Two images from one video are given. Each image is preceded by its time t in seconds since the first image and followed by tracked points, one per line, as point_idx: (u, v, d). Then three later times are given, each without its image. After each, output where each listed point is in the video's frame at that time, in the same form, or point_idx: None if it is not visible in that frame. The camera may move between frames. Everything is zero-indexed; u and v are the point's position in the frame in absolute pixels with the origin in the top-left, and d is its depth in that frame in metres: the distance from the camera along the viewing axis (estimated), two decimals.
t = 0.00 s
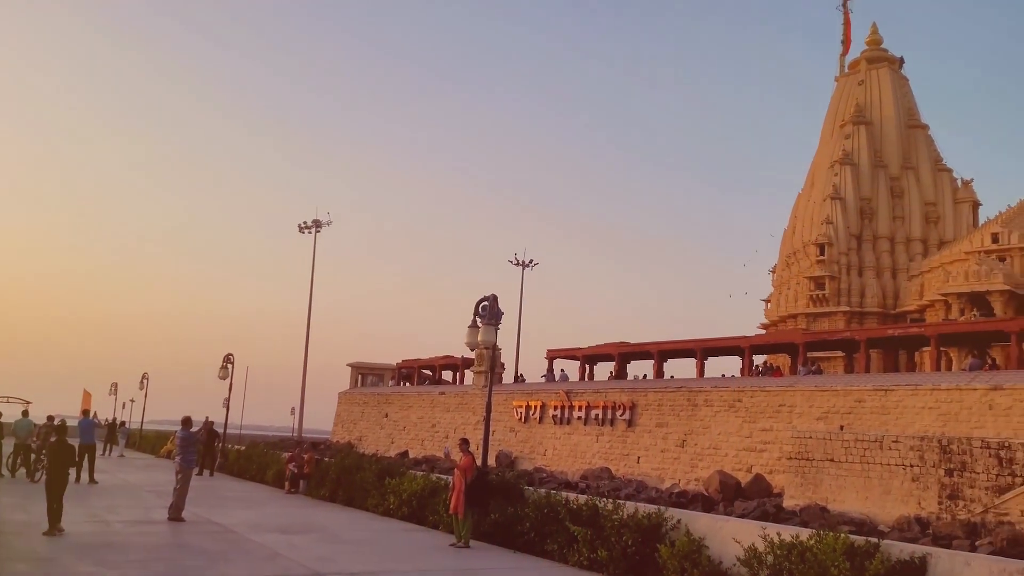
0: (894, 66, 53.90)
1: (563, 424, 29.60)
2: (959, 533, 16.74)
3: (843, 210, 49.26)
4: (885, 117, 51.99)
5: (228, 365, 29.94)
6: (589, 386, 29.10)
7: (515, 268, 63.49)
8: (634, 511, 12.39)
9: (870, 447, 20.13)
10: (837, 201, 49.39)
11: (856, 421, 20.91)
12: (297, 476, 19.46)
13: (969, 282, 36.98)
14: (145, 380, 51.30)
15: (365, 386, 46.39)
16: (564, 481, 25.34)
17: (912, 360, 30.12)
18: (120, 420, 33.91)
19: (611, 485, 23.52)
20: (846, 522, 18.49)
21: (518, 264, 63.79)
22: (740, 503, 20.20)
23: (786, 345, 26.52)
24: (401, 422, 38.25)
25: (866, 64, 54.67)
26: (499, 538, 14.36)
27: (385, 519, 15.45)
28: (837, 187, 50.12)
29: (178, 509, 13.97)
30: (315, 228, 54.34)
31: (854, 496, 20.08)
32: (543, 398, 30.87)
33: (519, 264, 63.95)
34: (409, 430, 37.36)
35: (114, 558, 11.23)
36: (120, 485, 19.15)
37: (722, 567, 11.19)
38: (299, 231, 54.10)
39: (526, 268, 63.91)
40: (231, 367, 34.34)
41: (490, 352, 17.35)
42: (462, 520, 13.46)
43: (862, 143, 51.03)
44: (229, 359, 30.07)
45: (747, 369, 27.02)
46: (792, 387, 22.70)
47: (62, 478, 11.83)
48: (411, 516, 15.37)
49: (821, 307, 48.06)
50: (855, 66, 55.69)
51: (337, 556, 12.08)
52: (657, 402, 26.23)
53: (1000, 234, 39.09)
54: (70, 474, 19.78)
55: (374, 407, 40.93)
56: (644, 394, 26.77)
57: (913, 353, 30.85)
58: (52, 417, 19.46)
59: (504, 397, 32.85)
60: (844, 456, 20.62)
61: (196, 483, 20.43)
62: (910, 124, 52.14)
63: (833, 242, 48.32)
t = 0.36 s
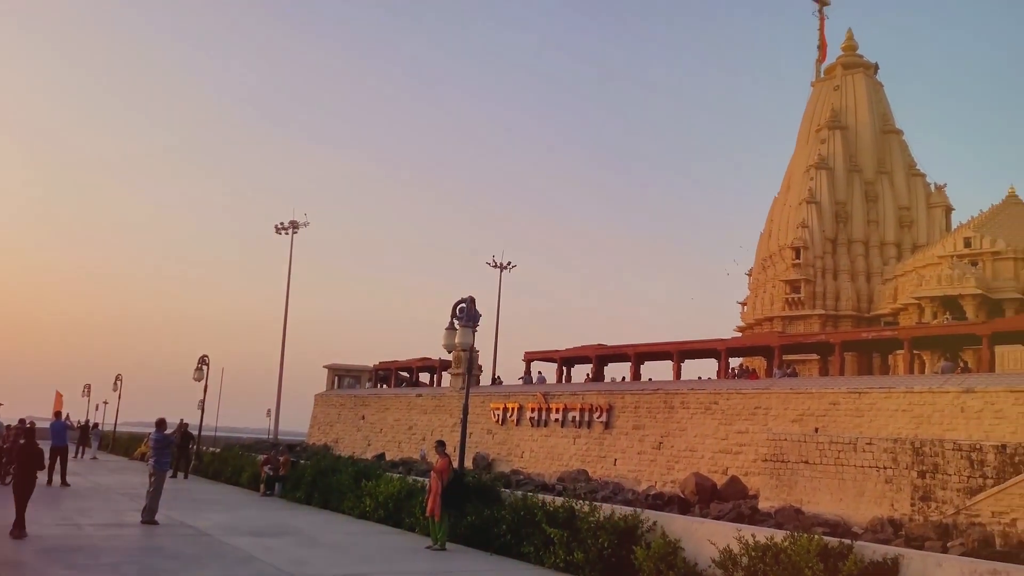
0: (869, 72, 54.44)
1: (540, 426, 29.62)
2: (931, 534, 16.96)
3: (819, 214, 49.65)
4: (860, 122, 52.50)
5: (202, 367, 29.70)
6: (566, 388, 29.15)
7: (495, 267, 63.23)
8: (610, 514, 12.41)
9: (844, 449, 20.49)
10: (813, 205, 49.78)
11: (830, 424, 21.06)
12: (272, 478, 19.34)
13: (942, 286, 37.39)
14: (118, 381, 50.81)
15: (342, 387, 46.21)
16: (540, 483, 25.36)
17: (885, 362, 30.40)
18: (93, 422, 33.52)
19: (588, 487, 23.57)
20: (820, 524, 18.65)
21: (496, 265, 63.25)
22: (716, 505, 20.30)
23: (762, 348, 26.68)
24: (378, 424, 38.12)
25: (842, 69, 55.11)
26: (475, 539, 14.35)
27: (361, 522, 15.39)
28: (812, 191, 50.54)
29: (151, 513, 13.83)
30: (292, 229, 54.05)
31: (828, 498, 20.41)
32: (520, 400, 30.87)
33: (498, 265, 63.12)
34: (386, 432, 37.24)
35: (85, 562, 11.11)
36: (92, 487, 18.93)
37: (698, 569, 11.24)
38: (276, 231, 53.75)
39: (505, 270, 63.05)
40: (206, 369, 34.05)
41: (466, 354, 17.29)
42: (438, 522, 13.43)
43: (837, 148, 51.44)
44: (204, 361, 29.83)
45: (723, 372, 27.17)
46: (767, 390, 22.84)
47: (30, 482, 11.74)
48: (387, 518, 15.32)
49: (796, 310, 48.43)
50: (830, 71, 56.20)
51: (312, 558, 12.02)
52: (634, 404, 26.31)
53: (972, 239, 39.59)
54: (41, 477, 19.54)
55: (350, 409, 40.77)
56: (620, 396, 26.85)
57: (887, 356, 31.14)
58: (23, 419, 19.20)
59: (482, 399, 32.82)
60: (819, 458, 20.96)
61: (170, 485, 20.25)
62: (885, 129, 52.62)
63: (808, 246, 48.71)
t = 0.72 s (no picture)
0: (846, 77, 54.90)
1: (519, 428, 29.62)
2: (906, 535, 17.09)
3: (797, 217, 49.99)
4: (837, 127, 52.91)
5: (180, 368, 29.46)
6: (545, 391, 29.19)
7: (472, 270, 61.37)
8: (588, 516, 12.43)
9: (821, 451, 20.57)
10: (791, 209, 50.12)
11: (807, 426, 21.18)
12: (250, 481, 19.21)
13: (917, 289, 37.73)
14: (93, 381, 50.32)
15: (321, 389, 46.00)
16: (519, 485, 25.35)
17: (861, 365, 30.65)
18: (67, 424, 33.22)
19: (566, 489, 23.61)
20: (796, 525, 18.77)
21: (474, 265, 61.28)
22: (693, 507, 20.38)
23: (740, 351, 26.83)
24: (356, 426, 37.98)
25: (820, 74, 55.55)
26: (453, 542, 14.33)
27: (339, 525, 15.33)
28: (790, 195, 50.88)
29: (126, 516, 13.69)
30: (271, 230, 53.72)
31: (805, 500, 20.49)
32: (499, 403, 30.86)
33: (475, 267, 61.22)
34: (365, 434, 37.10)
35: (59, 565, 11.00)
36: (66, 490, 18.73)
37: (675, 571, 11.28)
38: (254, 232, 53.49)
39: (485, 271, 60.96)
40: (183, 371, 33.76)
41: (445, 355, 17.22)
42: (416, 525, 13.38)
43: (815, 153, 51.83)
44: (181, 363, 29.59)
45: (701, 374, 27.28)
46: (745, 392, 22.96)
47: None
48: (365, 520, 15.26)
49: (774, 313, 48.72)
50: (808, 76, 56.62)
51: (289, 561, 11.97)
52: (612, 407, 26.37)
53: (947, 243, 40.02)
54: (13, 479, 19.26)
55: (329, 411, 40.58)
56: (599, 399, 26.91)
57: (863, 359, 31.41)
58: None
59: (461, 401, 32.79)
60: (795, 461, 21.05)
61: (146, 488, 20.08)
62: (862, 134, 53.07)
63: (786, 249, 49.03)
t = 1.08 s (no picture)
0: (820, 83, 55.42)
1: (495, 431, 29.61)
2: (877, 537, 17.25)
3: (771, 221, 50.38)
4: (811, 132, 53.40)
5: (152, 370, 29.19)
6: (521, 393, 29.20)
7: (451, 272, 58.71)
8: (563, 518, 12.44)
9: (794, 454, 20.72)
10: (765, 213, 50.49)
11: (780, 429, 21.34)
12: (223, 484, 19.06)
13: (890, 294, 38.10)
14: (63, 383, 49.71)
15: (295, 392, 45.80)
16: (494, 487, 25.34)
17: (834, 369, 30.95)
18: (37, 427, 32.81)
19: (541, 491, 23.62)
20: (769, 527, 18.89)
21: (456, 270, 58.99)
22: (668, 509, 20.46)
23: (715, 353, 26.98)
24: (331, 429, 37.81)
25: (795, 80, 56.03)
26: (427, 545, 14.30)
27: (313, 528, 15.24)
28: (765, 199, 51.27)
29: (96, 519, 13.54)
30: (246, 231, 53.38)
31: (778, 502, 20.64)
32: (475, 405, 30.84)
33: (456, 270, 58.81)
34: (339, 437, 36.93)
35: (27, 569, 10.87)
36: (35, 493, 18.50)
37: (649, 573, 11.31)
38: (229, 234, 53.11)
39: (462, 275, 59.01)
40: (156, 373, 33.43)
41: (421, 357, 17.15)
42: (390, 527, 13.33)
43: (790, 157, 52.26)
44: (154, 365, 29.32)
45: (676, 377, 27.41)
46: (719, 395, 23.09)
47: None
48: (340, 524, 15.19)
49: (748, 316, 49.05)
50: (783, 82, 57.11)
51: (261, 565, 11.90)
52: (588, 409, 26.44)
53: (918, 248, 40.45)
54: None
55: (303, 413, 40.38)
56: (575, 401, 26.96)
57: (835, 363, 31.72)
58: None
59: (436, 404, 32.73)
60: (768, 463, 21.19)
61: (117, 491, 19.86)
62: (835, 139, 53.59)
63: (760, 253, 49.38)
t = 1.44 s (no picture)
0: (794, 88, 55.89)
1: (469, 433, 29.57)
2: (848, 539, 17.40)
3: (745, 226, 50.74)
4: (785, 137, 53.85)
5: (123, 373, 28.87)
6: (495, 396, 29.19)
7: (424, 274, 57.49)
8: (536, 521, 12.45)
9: (766, 457, 20.87)
10: (739, 217, 50.87)
11: (753, 431, 21.47)
12: (194, 488, 18.90)
13: (862, 298, 38.48)
14: (31, 385, 49.07)
15: (269, 394, 45.54)
16: (468, 490, 25.29)
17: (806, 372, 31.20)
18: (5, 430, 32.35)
19: (515, 494, 23.61)
20: (742, 530, 19.00)
21: (427, 270, 57.18)
22: (642, 512, 20.53)
23: (688, 356, 27.10)
24: (304, 432, 37.59)
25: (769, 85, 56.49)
26: (400, 549, 14.26)
27: (285, 532, 15.14)
28: (739, 203, 51.63)
29: (64, 523, 13.37)
30: (219, 232, 52.99)
31: (751, 504, 20.78)
32: (450, 408, 30.79)
33: (428, 271, 57.14)
34: (313, 440, 36.73)
35: None
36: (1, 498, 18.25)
37: None
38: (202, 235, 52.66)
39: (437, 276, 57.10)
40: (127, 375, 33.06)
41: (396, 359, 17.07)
42: (363, 531, 13.27)
43: (764, 162, 52.66)
44: (125, 367, 29.01)
45: (650, 380, 27.51)
46: (693, 398, 23.20)
47: None
48: (312, 528, 15.10)
49: (722, 319, 49.35)
50: (757, 87, 57.55)
51: (233, 569, 11.82)
52: (563, 412, 26.47)
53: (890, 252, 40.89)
54: None
55: (276, 416, 40.12)
56: (550, 404, 26.99)
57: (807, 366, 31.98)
58: None
59: (411, 407, 32.65)
60: (741, 465, 21.33)
61: (86, 495, 19.65)
62: (808, 144, 54.07)
63: (734, 257, 49.71)
